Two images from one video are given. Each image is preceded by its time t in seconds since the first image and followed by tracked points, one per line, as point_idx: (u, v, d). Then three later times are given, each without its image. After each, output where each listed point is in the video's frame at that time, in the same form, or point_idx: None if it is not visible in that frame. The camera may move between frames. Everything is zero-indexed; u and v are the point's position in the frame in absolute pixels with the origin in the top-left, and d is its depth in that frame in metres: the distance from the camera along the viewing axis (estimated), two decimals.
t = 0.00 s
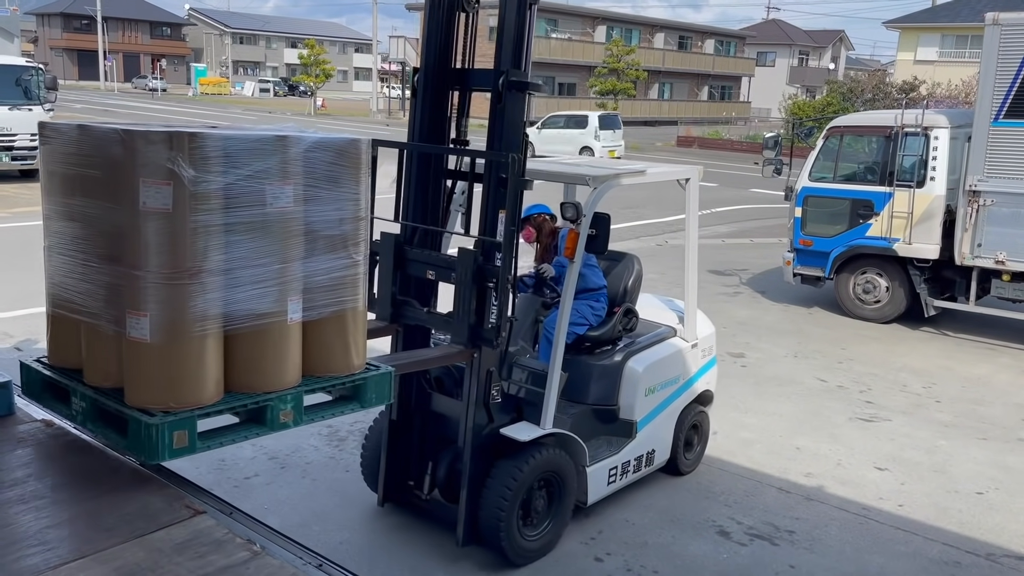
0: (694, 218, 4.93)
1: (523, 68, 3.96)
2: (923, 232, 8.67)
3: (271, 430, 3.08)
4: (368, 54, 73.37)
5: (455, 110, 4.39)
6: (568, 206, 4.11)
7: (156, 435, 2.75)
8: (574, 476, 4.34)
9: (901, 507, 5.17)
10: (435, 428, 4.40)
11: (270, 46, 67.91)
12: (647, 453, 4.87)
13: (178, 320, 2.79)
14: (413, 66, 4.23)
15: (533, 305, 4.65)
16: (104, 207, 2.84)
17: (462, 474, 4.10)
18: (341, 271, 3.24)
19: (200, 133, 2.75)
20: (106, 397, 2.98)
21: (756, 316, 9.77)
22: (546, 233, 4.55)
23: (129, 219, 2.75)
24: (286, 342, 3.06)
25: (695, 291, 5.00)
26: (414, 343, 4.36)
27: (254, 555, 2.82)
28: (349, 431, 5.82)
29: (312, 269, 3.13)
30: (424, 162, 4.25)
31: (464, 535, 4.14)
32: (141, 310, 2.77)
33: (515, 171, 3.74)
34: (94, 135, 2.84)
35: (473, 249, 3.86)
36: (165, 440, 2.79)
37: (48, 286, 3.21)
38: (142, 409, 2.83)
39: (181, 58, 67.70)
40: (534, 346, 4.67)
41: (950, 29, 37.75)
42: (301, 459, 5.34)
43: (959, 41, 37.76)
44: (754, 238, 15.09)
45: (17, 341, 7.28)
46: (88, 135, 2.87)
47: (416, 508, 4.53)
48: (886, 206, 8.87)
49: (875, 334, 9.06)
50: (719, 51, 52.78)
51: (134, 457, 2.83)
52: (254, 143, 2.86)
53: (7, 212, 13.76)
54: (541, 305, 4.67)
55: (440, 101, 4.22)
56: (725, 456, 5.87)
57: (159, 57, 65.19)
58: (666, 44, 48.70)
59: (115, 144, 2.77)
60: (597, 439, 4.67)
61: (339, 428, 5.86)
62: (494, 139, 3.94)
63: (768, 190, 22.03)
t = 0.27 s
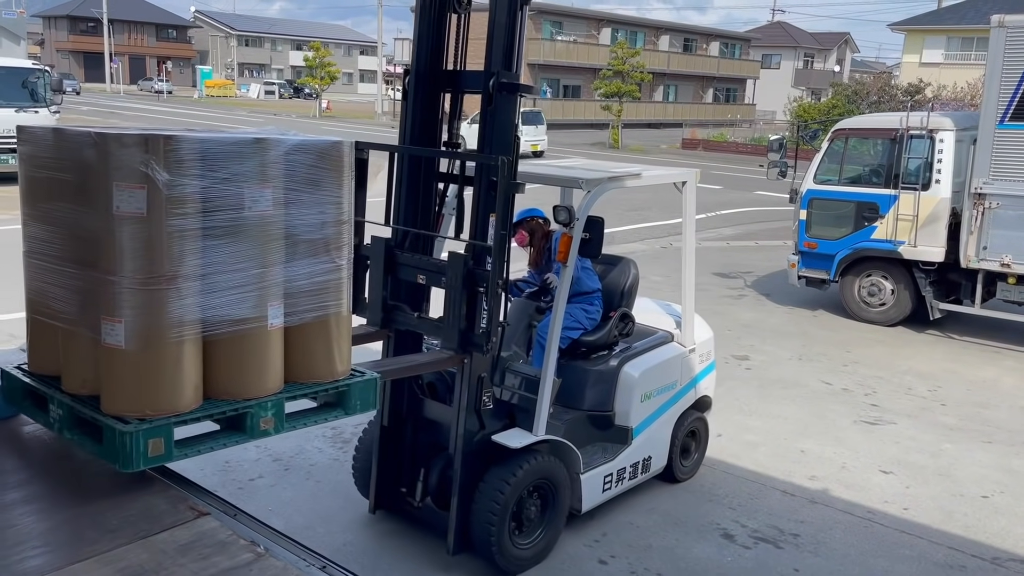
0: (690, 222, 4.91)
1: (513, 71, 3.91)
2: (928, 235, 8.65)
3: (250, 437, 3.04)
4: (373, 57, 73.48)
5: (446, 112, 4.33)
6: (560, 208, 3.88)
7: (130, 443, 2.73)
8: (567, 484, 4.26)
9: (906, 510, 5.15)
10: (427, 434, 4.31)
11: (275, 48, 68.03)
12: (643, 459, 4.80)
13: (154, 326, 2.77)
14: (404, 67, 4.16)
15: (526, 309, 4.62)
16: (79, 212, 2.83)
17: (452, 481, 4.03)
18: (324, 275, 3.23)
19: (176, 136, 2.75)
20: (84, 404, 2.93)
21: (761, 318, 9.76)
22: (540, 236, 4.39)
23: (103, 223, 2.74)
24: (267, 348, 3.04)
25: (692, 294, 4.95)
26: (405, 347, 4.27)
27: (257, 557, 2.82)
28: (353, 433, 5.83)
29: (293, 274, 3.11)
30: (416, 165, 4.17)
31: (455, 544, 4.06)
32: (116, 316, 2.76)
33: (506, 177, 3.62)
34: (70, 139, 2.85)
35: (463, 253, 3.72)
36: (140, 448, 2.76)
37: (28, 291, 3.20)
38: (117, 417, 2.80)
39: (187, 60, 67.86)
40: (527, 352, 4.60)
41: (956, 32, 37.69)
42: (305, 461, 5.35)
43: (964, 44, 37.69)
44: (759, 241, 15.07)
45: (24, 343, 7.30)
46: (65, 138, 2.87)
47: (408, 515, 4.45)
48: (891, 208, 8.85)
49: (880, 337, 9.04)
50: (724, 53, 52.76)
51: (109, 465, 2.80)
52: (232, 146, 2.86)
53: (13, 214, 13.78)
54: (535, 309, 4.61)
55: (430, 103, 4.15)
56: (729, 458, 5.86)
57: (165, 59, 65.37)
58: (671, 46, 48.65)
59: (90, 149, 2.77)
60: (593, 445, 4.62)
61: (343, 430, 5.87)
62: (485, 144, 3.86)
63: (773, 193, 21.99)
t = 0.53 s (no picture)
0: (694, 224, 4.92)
1: (511, 74, 3.85)
2: (940, 239, 8.62)
3: (240, 444, 3.02)
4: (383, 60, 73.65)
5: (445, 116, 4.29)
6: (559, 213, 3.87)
7: (114, 450, 2.69)
8: (566, 493, 4.23)
9: (918, 515, 5.12)
10: (425, 441, 4.29)
11: (286, 52, 68.26)
12: (645, 466, 4.75)
13: (139, 332, 2.73)
14: (402, 72, 4.13)
15: (526, 316, 4.51)
16: (63, 215, 2.80)
17: (450, 489, 3.99)
18: (314, 280, 3.19)
19: (162, 139, 2.71)
20: (71, 411, 2.87)
21: (771, 322, 9.73)
22: (538, 241, 4.38)
23: (89, 227, 2.71)
24: (256, 354, 3.00)
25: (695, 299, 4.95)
26: (403, 354, 4.22)
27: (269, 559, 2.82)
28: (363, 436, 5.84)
29: (283, 279, 3.07)
30: (413, 169, 4.14)
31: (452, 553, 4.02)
32: (101, 321, 2.72)
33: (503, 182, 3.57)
34: (53, 142, 2.81)
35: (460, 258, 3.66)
36: (124, 455, 2.72)
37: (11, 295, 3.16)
38: (102, 424, 2.77)
39: (199, 64, 68.16)
40: (526, 358, 4.51)
41: (968, 35, 37.53)
42: (315, 463, 5.36)
43: (977, 47, 37.51)
44: (770, 244, 15.02)
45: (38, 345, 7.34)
46: (49, 140, 2.82)
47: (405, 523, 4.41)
48: (903, 212, 8.82)
49: (892, 341, 8.99)
50: (734, 57, 52.67)
51: (94, 473, 2.76)
52: (220, 149, 2.83)
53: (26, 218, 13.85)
54: (534, 315, 4.51)
55: (428, 108, 4.12)
56: (740, 463, 5.84)
57: (177, 63, 65.70)
58: (681, 49, 48.56)
59: (74, 152, 2.73)
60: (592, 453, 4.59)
61: (353, 432, 5.88)
62: (482, 146, 3.82)
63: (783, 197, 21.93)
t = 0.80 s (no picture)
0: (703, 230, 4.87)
1: (518, 78, 3.81)
2: (961, 244, 8.53)
3: (241, 456, 2.98)
4: (400, 64, 73.93)
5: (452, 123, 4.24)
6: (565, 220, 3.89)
7: (114, 462, 2.63)
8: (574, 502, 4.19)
9: (938, 523, 5.08)
10: (431, 448, 4.27)
11: (304, 56, 68.63)
12: (654, 475, 4.71)
13: (139, 344, 2.67)
14: (408, 75, 4.08)
15: (533, 322, 4.48)
16: (63, 224, 2.74)
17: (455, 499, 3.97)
18: (319, 289, 3.12)
19: (163, 148, 2.65)
20: (72, 422, 2.81)
21: (789, 327, 9.68)
22: (546, 247, 4.39)
23: (88, 237, 2.64)
24: (257, 365, 2.94)
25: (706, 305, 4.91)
26: (409, 362, 4.21)
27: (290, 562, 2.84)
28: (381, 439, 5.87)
29: (287, 288, 3.01)
30: (419, 173, 4.10)
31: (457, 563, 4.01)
32: (101, 331, 2.66)
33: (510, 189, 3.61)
34: (52, 150, 2.75)
35: (467, 265, 3.64)
36: (124, 467, 2.66)
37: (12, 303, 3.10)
38: (103, 436, 2.71)
39: (218, 68, 68.69)
40: (535, 365, 4.51)
41: (989, 38, 37.20)
42: (332, 466, 5.39)
43: (998, 50, 37.18)
44: (788, 249, 14.95)
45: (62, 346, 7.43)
46: (49, 148, 2.75)
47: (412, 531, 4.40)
48: (923, 216, 8.75)
49: (911, 347, 8.93)
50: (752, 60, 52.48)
51: (93, 485, 2.70)
52: (222, 157, 2.76)
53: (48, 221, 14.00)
54: (542, 321, 4.47)
55: (434, 112, 4.07)
56: (757, 468, 5.82)
57: (196, 68, 66.24)
58: (698, 53, 48.42)
59: (74, 160, 2.67)
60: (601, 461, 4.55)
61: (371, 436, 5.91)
62: (489, 151, 3.77)
63: (801, 201, 21.82)
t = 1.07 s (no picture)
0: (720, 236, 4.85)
1: (532, 82, 3.82)
2: (989, 249, 8.43)
3: (251, 464, 2.97)
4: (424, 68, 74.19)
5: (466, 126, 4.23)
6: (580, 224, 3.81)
7: (122, 470, 2.63)
8: (589, 510, 4.14)
9: (966, 531, 5.02)
10: (444, 454, 4.22)
11: (329, 60, 69.07)
12: (670, 483, 4.67)
13: (149, 351, 2.69)
14: (423, 79, 4.07)
15: (548, 328, 4.47)
16: (76, 230, 2.76)
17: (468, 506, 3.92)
18: (330, 296, 3.13)
19: (175, 154, 2.67)
20: (83, 429, 2.82)
21: (815, 332, 9.60)
22: (561, 251, 4.29)
23: (100, 244, 2.66)
24: (268, 373, 2.96)
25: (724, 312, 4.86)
26: (423, 369, 4.19)
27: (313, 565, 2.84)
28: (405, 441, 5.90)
29: (298, 295, 3.02)
30: (434, 179, 4.09)
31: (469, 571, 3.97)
32: (112, 338, 2.68)
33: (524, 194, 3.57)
34: (67, 157, 2.77)
35: (480, 272, 3.65)
36: (132, 475, 2.67)
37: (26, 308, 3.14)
38: (112, 443, 2.72)
39: (244, 73, 69.34)
40: (548, 372, 4.50)
41: (1019, 40, 36.66)
42: (356, 468, 5.42)
43: None
44: (813, 253, 14.83)
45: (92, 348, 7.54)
46: (65, 156, 2.78)
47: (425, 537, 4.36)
48: (951, 220, 8.65)
49: (939, 353, 8.83)
50: (777, 63, 52.12)
51: (102, 492, 2.71)
52: (234, 164, 2.78)
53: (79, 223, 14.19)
54: (557, 327, 4.46)
55: (449, 116, 4.08)
56: (782, 474, 5.79)
57: (223, 72, 66.90)
58: (723, 56, 48.16)
59: (87, 167, 2.69)
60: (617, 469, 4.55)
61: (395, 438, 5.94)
62: (502, 156, 3.77)
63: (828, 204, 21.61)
